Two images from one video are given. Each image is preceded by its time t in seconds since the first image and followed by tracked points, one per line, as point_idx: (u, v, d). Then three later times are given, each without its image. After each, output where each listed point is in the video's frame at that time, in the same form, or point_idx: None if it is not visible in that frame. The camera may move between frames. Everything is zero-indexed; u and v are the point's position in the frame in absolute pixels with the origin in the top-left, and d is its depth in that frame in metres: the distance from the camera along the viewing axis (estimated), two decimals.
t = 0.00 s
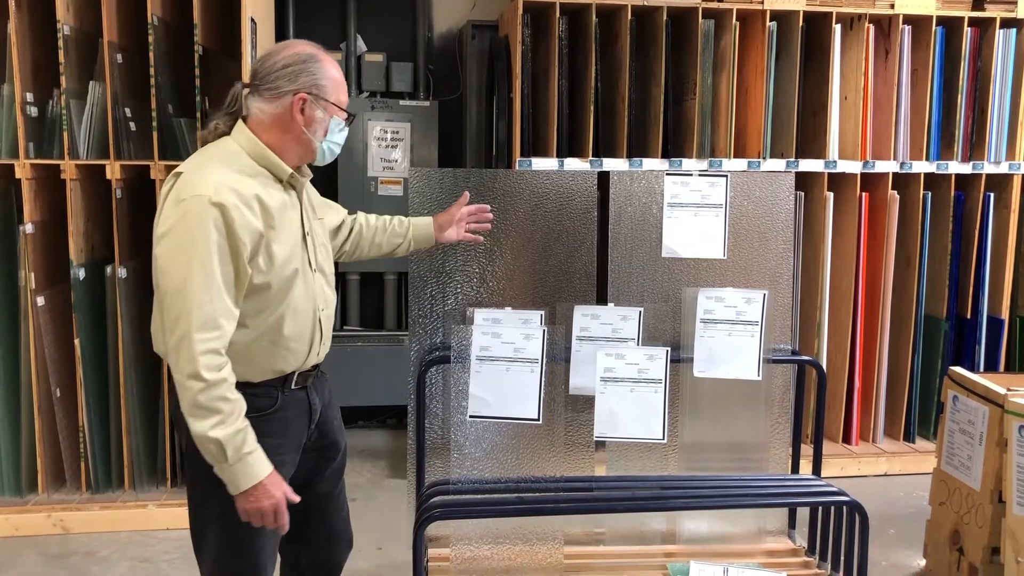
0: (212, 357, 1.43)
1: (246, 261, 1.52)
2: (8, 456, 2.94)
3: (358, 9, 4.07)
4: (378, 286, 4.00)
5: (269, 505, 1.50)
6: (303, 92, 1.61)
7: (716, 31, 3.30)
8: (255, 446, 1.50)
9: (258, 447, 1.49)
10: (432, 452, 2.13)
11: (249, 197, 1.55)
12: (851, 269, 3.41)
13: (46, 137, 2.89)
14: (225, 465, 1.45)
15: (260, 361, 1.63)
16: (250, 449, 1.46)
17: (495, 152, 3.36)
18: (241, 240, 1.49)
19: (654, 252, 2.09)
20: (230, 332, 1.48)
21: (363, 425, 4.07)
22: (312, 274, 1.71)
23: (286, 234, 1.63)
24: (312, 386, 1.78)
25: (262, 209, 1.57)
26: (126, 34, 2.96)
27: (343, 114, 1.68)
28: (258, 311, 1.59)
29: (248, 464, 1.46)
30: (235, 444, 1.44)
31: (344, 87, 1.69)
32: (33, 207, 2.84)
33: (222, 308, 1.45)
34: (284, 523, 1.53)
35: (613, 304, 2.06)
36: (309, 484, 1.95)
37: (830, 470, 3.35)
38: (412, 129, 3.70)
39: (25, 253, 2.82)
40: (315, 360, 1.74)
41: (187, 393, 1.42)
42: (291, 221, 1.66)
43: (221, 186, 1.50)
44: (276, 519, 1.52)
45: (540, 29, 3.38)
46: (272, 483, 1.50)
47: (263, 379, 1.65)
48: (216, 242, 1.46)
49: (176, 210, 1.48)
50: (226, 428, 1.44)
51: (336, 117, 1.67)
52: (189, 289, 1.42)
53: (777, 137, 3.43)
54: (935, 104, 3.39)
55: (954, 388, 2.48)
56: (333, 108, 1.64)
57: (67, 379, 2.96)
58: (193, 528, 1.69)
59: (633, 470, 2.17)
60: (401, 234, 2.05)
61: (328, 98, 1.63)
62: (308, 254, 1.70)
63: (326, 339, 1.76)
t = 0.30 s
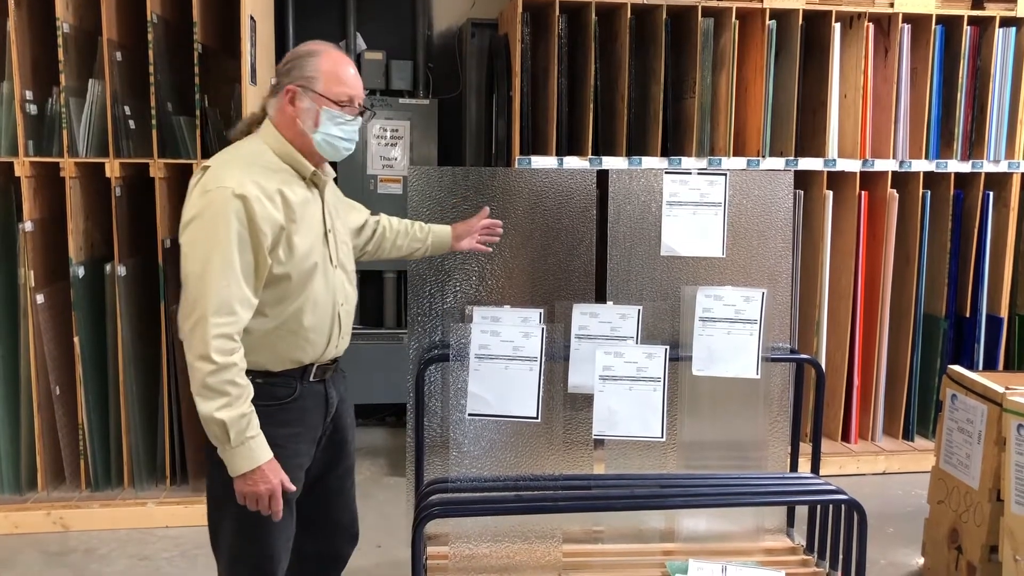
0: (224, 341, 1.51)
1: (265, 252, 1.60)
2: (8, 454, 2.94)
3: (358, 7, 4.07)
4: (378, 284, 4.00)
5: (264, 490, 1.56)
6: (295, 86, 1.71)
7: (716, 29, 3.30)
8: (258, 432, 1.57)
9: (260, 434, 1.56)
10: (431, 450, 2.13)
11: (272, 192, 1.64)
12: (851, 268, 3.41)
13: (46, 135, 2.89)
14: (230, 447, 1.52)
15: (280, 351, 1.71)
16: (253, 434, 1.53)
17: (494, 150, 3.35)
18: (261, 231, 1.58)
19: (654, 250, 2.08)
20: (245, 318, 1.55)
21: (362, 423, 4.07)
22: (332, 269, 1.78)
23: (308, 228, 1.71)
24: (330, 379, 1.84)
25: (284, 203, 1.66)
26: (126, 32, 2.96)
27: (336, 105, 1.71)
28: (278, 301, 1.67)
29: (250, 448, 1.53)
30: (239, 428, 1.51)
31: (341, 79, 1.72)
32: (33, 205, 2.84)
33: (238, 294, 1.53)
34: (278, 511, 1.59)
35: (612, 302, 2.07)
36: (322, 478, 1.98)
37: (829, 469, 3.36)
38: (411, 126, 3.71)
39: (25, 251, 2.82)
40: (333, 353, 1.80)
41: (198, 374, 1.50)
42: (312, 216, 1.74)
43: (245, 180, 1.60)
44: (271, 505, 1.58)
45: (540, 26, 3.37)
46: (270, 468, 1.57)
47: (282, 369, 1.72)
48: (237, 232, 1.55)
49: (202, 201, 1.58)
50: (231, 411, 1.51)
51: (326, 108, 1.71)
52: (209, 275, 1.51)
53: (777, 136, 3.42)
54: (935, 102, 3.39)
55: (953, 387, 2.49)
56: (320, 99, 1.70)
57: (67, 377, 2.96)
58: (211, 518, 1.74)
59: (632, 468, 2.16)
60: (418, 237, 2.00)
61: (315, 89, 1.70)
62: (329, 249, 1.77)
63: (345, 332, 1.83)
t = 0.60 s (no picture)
0: (233, 333, 1.55)
1: (275, 250, 1.63)
2: (7, 451, 2.94)
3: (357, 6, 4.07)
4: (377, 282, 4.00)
5: (277, 471, 1.60)
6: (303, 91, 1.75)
7: (714, 28, 3.30)
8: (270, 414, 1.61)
9: (272, 416, 1.60)
10: (430, 449, 2.13)
11: (284, 191, 1.67)
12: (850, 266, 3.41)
13: (44, 134, 2.90)
14: (241, 430, 1.56)
15: (292, 342, 1.72)
16: (263, 417, 1.57)
17: (493, 148, 3.35)
18: (271, 230, 1.61)
19: (651, 249, 2.08)
20: (255, 312, 1.59)
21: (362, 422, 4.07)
22: (346, 266, 1.79)
23: (321, 226, 1.73)
24: (346, 369, 1.84)
25: (296, 202, 1.68)
26: (125, 31, 2.96)
27: (329, 111, 1.70)
28: (290, 295, 1.70)
29: (262, 430, 1.57)
30: (249, 412, 1.55)
31: (339, 85, 1.70)
32: (31, 204, 2.84)
33: (247, 289, 1.57)
34: (292, 490, 1.62)
35: (610, 301, 2.06)
36: (333, 459, 1.99)
37: (827, 467, 3.36)
38: (410, 125, 3.71)
39: (24, 250, 2.82)
40: (346, 346, 1.81)
41: (208, 362, 1.55)
42: (326, 215, 1.75)
43: (258, 180, 1.64)
44: (285, 485, 1.62)
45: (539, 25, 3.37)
46: (282, 450, 1.60)
47: (295, 359, 1.73)
48: (247, 230, 1.59)
49: (218, 199, 1.63)
50: (240, 397, 1.55)
51: (319, 113, 1.70)
52: (220, 270, 1.56)
53: (776, 134, 3.42)
54: (933, 100, 3.39)
55: (951, 386, 2.48)
56: (315, 105, 1.71)
57: (66, 375, 2.97)
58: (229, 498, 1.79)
59: (631, 466, 2.15)
60: (442, 232, 1.98)
61: (313, 95, 1.71)
62: (343, 246, 1.78)
63: (359, 327, 1.84)
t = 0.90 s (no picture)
0: (234, 323, 1.55)
1: (276, 243, 1.63)
2: (7, 451, 2.94)
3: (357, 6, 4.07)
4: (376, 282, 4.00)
5: (274, 457, 1.61)
6: (308, 89, 1.75)
7: (714, 27, 3.30)
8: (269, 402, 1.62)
9: (271, 404, 1.61)
10: (429, 448, 2.13)
11: (286, 186, 1.67)
12: (849, 265, 3.41)
13: (43, 135, 2.90)
14: (240, 417, 1.57)
15: (291, 334, 1.72)
16: (262, 404, 1.58)
17: (493, 148, 3.35)
18: (272, 224, 1.62)
19: (650, 248, 2.09)
20: (256, 303, 1.60)
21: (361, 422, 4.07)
22: (347, 262, 1.79)
23: (322, 220, 1.73)
24: (345, 363, 1.85)
25: (298, 197, 1.69)
26: (124, 30, 2.97)
27: (333, 110, 1.70)
28: (291, 289, 1.70)
29: (260, 417, 1.57)
30: (248, 399, 1.56)
31: (344, 84, 1.70)
32: (31, 204, 2.84)
33: (248, 281, 1.58)
34: (288, 476, 1.64)
35: (609, 300, 2.06)
36: (330, 453, 2.00)
37: (827, 466, 3.36)
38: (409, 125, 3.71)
39: (24, 250, 2.83)
40: (346, 340, 1.81)
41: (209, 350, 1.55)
42: (327, 211, 1.75)
43: (261, 175, 1.65)
44: (281, 470, 1.63)
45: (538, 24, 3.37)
46: (279, 437, 1.61)
47: (294, 351, 1.73)
48: (249, 224, 1.60)
49: (222, 192, 1.63)
50: (240, 384, 1.55)
51: (324, 112, 1.71)
52: (222, 262, 1.57)
53: (775, 134, 3.43)
54: (932, 98, 3.39)
55: (949, 384, 2.49)
56: (320, 103, 1.71)
57: (66, 375, 2.97)
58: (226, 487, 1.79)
59: (630, 465, 2.14)
60: (451, 234, 1.98)
61: (318, 93, 1.71)
62: (343, 242, 1.78)
63: (360, 321, 1.84)
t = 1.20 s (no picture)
0: (235, 322, 1.55)
1: (279, 243, 1.63)
2: (8, 452, 2.94)
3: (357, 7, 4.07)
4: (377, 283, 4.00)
5: (265, 458, 1.61)
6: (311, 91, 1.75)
7: (714, 27, 3.30)
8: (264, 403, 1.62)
9: (265, 406, 1.61)
10: (429, 449, 2.13)
11: (289, 187, 1.67)
12: (849, 265, 3.41)
13: (44, 136, 2.90)
14: (234, 417, 1.57)
15: (293, 334, 1.72)
16: (257, 406, 1.58)
17: (493, 148, 3.35)
18: (274, 225, 1.62)
19: (651, 248, 2.09)
20: (257, 302, 1.60)
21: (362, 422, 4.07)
22: (348, 262, 1.79)
23: (323, 221, 1.73)
24: (347, 362, 1.85)
25: (300, 198, 1.69)
26: (125, 31, 2.97)
27: (336, 111, 1.70)
28: (292, 289, 1.70)
29: (254, 419, 1.57)
30: (243, 400, 1.56)
31: (347, 87, 1.70)
32: (31, 205, 2.85)
33: (250, 280, 1.58)
34: (277, 478, 1.64)
35: (609, 300, 2.06)
36: (331, 453, 2.00)
37: (828, 466, 3.36)
38: (410, 126, 3.71)
39: (24, 251, 2.83)
40: (347, 340, 1.81)
41: (209, 349, 1.55)
42: (329, 211, 1.75)
43: (263, 176, 1.65)
44: (271, 472, 1.63)
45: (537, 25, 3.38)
46: (272, 440, 1.61)
47: (296, 351, 1.73)
48: (251, 224, 1.60)
49: (225, 193, 1.64)
50: (237, 384, 1.55)
51: (326, 113, 1.71)
52: (223, 261, 1.57)
53: (775, 134, 3.42)
54: (933, 98, 3.39)
55: (950, 384, 2.48)
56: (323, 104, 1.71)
57: (66, 375, 2.97)
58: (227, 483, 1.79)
59: (631, 465, 2.16)
60: (450, 236, 1.98)
61: (322, 95, 1.72)
62: (345, 243, 1.78)
63: (361, 321, 1.84)
